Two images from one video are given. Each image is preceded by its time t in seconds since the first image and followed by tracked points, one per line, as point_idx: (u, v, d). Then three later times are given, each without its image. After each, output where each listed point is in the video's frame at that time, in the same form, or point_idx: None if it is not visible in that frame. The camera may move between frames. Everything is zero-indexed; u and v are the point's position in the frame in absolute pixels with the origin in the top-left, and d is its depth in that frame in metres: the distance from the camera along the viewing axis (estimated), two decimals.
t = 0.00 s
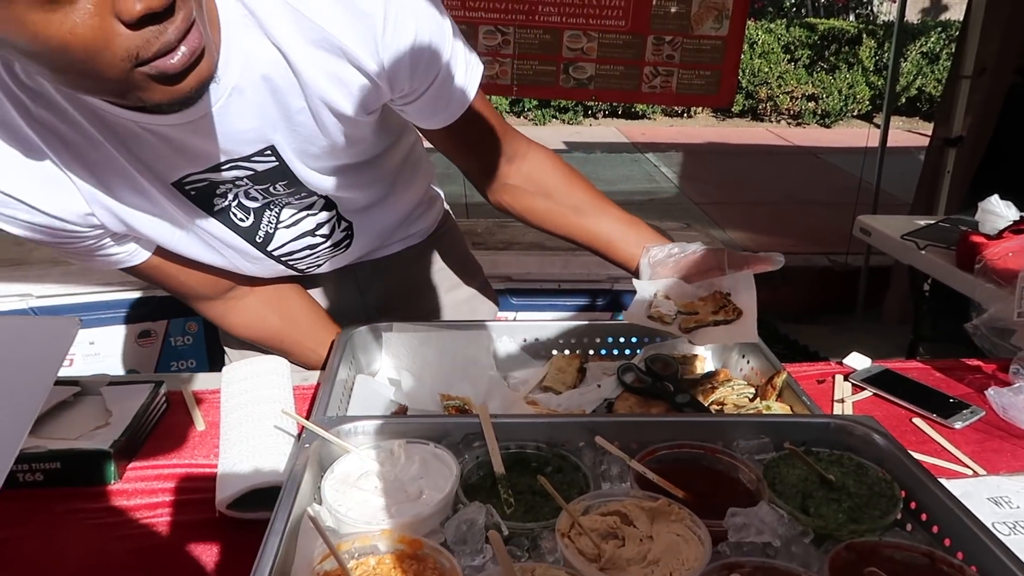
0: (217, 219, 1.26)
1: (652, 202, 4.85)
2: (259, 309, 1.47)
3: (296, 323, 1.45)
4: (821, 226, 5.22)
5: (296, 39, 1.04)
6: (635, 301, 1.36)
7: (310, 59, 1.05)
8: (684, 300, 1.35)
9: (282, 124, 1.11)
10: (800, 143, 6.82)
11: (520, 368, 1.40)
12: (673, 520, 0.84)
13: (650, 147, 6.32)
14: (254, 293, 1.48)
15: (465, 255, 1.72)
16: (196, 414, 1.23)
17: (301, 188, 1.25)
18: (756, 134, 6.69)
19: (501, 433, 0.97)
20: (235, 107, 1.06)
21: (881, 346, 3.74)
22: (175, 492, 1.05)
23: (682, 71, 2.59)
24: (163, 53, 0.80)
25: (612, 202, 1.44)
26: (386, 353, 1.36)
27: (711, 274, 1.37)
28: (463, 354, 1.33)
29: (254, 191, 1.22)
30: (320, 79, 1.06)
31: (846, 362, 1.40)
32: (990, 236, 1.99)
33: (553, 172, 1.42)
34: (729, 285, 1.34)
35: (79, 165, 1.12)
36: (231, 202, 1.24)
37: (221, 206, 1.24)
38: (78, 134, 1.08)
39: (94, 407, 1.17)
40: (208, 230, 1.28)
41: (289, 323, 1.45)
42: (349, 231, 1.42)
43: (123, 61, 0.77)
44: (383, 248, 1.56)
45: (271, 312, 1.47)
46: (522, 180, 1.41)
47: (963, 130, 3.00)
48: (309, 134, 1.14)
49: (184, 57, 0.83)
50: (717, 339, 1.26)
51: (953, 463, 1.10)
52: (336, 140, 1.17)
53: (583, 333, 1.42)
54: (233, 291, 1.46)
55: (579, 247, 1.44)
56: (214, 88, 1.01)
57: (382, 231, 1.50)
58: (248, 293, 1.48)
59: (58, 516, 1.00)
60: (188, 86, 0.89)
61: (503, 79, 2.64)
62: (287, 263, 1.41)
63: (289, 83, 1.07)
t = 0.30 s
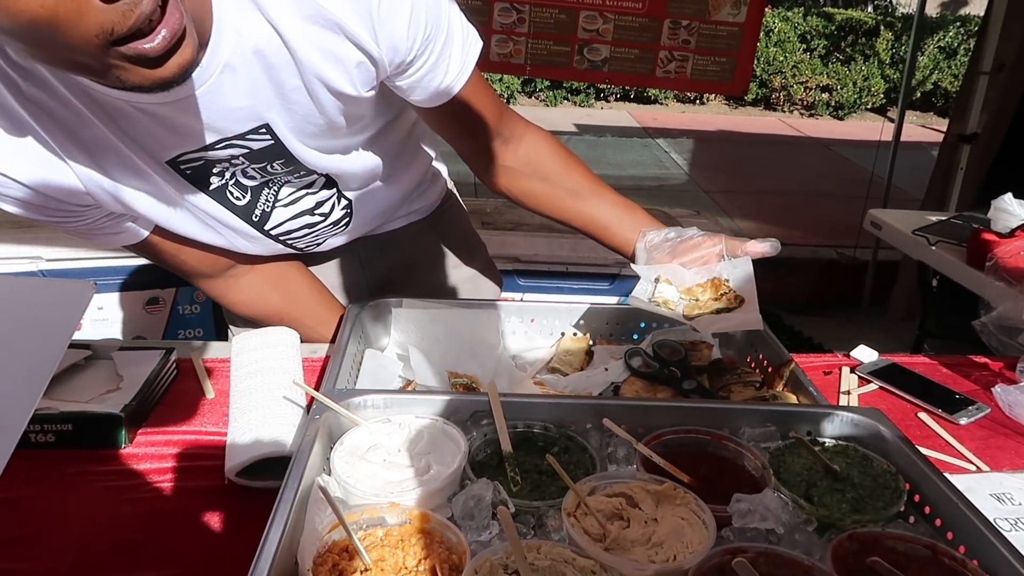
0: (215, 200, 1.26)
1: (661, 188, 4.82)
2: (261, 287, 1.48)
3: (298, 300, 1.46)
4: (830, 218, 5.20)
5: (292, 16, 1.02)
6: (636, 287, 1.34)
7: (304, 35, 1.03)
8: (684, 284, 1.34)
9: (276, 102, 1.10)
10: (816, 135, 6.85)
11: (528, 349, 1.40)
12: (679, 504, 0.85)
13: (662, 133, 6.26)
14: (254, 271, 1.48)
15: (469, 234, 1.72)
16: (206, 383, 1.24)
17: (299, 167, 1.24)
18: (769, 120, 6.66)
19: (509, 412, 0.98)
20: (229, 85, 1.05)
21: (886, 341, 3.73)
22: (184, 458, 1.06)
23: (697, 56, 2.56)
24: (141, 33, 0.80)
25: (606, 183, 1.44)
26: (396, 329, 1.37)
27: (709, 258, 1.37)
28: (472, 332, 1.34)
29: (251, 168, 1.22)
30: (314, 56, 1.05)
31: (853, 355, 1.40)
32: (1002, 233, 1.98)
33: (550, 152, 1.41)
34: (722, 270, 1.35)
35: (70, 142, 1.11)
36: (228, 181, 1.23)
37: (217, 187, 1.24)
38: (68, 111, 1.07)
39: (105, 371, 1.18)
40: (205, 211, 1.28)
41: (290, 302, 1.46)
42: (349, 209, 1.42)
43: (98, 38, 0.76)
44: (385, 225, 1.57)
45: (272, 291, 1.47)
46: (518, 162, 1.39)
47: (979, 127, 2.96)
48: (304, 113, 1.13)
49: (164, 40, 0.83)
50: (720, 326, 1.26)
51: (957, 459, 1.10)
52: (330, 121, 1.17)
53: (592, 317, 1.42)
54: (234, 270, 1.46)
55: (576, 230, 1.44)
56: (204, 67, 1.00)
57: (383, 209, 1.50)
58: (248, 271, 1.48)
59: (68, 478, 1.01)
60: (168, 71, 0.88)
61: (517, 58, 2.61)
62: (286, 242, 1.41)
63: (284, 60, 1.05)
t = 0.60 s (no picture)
0: (208, 194, 1.27)
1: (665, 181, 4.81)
2: (255, 279, 1.49)
3: (294, 290, 1.47)
4: (832, 213, 5.19)
5: (279, 10, 1.02)
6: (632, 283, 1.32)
7: (292, 30, 1.04)
8: (678, 279, 1.34)
9: (265, 95, 1.11)
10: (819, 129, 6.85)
11: (528, 339, 1.43)
12: (673, 489, 0.86)
13: (666, 126, 6.25)
14: (249, 265, 1.49)
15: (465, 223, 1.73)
16: (209, 367, 1.26)
17: (290, 159, 1.25)
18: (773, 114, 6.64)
19: (508, 398, 0.99)
20: (218, 81, 1.06)
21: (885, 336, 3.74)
22: (187, 441, 1.07)
23: (702, 50, 2.56)
24: (128, 28, 0.80)
25: (594, 178, 1.43)
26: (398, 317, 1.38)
27: (702, 254, 1.38)
28: (472, 320, 1.34)
29: (246, 160, 1.23)
30: (303, 50, 1.06)
31: (851, 347, 1.41)
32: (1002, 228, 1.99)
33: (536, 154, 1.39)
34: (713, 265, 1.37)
35: (62, 137, 1.12)
36: (220, 174, 1.24)
37: (210, 180, 1.24)
38: (60, 107, 1.08)
39: (109, 354, 1.19)
40: (198, 204, 1.29)
41: (286, 291, 1.47)
42: (342, 201, 1.44)
43: (85, 34, 0.76)
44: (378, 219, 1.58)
45: (267, 282, 1.48)
46: (509, 160, 1.38)
47: (983, 123, 2.95)
48: (293, 106, 1.14)
49: (151, 33, 0.83)
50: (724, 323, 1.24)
51: (951, 450, 1.11)
52: (319, 114, 1.18)
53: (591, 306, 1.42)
54: (228, 262, 1.48)
55: (567, 225, 1.46)
56: (193, 62, 1.01)
57: (375, 202, 1.51)
58: (242, 265, 1.49)
59: (72, 458, 1.03)
60: (157, 63, 0.89)
61: (521, 50, 2.62)
62: (280, 235, 1.43)
63: (273, 54, 1.05)
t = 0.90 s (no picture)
0: (211, 204, 1.28)
1: (665, 184, 4.82)
2: (258, 287, 1.50)
3: (296, 296, 1.48)
4: (832, 215, 5.20)
5: (279, 20, 1.02)
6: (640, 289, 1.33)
7: (293, 40, 1.04)
8: (682, 281, 1.36)
9: (267, 106, 1.12)
10: (818, 132, 6.87)
11: (527, 342, 1.43)
12: (676, 491, 0.86)
13: (665, 130, 6.27)
14: (249, 272, 1.50)
15: (466, 229, 1.74)
16: (212, 372, 1.27)
17: (293, 167, 1.26)
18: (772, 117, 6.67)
19: (511, 401, 1.00)
20: (219, 92, 1.06)
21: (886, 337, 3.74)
22: (192, 446, 1.08)
23: (701, 53, 2.58)
24: (131, 40, 0.81)
25: (596, 183, 1.43)
26: (400, 321, 1.39)
27: (705, 253, 1.39)
28: (474, 325, 1.35)
29: (248, 170, 1.23)
30: (304, 59, 1.07)
31: (851, 348, 1.42)
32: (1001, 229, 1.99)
33: (534, 156, 1.39)
34: (717, 266, 1.38)
35: (66, 149, 1.13)
36: (224, 183, 1.25)
37: (212, 189, 1.25)
38: (62, 119, 1.09)
39: (114, 360, 1.20)
40: (201, 214, 1.30)
41: (288, 297, 1.48)
42: (344, 209, 1.45)
43: (87, 48, 0.77)
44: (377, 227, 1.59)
45: (270, 290, 1.49)
46: (509, 162, 1.39)
47: (981, 124, 2.95)
48: (295, 115, 1.15)
49: (153, 43, 0.84)
50: (734, 325, 1.26)
51: (952, 450, 1.12)
52: (321, 123, 1.19)
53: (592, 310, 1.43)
54: (230, 271, 1.48)
55: (568, 229, 1.45)
56: (196, 73, 1.01)
57: (375, 210, 1.52)
58: (244, 272, 1.50)
59: (77, 463, 1.03)
60: (159, 74, 0.90)
61: (520, 55, 2.63)
62: (282, 243, 1.44)
63: (275, 64, 1.06)
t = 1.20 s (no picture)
0: (216, 206, 1.29)
1: (665, 192, 4.82)
2: (258, 293, 1.49)
3: (298, 304, 1.48)
4: (832, 223, 5.21)
5: (284, 18, 1.03)
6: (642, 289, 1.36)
7: (298, 38, 1.05)
8: (684, 282, 1.38)
9: (272, 104, 1.12)
10: (817, 140, 6.90)
11: (529, 350, 1.43)
12: (678, 499, 0.86)
13: (664, 139, 6.28)
14: (250, 278, 1.50)
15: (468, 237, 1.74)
16: (213, 382, 1.26)
17: (298, 171, 1.28)
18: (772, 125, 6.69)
19: (512, 409, 1.00)
20: (224, 90, 1.07)
21: (887, 345, 3.74)
22: (192, 455, 1.08)
23: (700, 62, 2.59)
24: (133, 31, 0.81)
25: (596, 184, 1.43)
26: (400, 330, 1.38)
27: (705, 254, 1.43)
28: (475, 333, 1.35)
29: (253, 172, 1.24)
30: (308, 57, 1.07)
31: (852, 356, 1.42)
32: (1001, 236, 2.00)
33: (536, 159, 1.40)
34: (718, 266, 1.40)
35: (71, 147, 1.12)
36: (229, 186, 1.26)
37: (218, 192, 1.26)
38: (67, 116, 1.08)
39: (114, 369, 1.20)
40: (203, 216, 1.30)
41: (289, 305, 1.48)
42: (347, 217, 1.46)
43: (91, 39, 0.78)
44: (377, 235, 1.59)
45: (271, 296, 1.49)
46: (510, 164, 1.39)
47: (980, 131, 2.95)
48: (300, 115, 1.15)
49: (155, 35, 0.84)
50: (734, 320, 1.27)
51: (955, 457, 1.11)
52: (326, 124, 1.19)
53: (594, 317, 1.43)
54: (232, 276, 1.48)
55: (569, 231, 1.44)
56: (202, 69, 1.02)
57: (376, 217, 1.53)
58: (246, 278, 1.50)
59: (77, 474, 1.03)
60: (161, 66, 0.91)
61: (520, 64, 2.65)
62: (285, 249, 1.44)
63: (279, 62, 1.07)
